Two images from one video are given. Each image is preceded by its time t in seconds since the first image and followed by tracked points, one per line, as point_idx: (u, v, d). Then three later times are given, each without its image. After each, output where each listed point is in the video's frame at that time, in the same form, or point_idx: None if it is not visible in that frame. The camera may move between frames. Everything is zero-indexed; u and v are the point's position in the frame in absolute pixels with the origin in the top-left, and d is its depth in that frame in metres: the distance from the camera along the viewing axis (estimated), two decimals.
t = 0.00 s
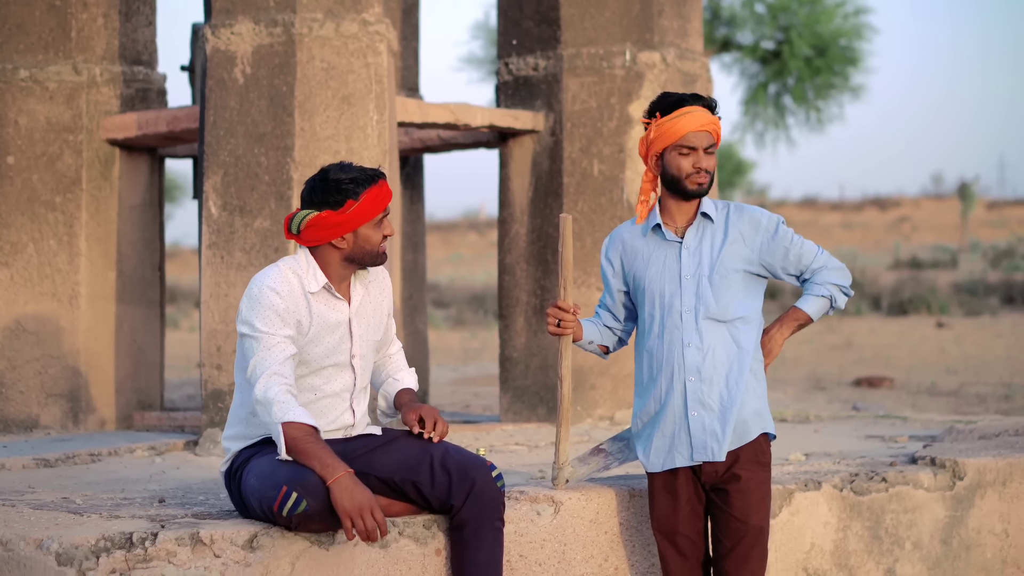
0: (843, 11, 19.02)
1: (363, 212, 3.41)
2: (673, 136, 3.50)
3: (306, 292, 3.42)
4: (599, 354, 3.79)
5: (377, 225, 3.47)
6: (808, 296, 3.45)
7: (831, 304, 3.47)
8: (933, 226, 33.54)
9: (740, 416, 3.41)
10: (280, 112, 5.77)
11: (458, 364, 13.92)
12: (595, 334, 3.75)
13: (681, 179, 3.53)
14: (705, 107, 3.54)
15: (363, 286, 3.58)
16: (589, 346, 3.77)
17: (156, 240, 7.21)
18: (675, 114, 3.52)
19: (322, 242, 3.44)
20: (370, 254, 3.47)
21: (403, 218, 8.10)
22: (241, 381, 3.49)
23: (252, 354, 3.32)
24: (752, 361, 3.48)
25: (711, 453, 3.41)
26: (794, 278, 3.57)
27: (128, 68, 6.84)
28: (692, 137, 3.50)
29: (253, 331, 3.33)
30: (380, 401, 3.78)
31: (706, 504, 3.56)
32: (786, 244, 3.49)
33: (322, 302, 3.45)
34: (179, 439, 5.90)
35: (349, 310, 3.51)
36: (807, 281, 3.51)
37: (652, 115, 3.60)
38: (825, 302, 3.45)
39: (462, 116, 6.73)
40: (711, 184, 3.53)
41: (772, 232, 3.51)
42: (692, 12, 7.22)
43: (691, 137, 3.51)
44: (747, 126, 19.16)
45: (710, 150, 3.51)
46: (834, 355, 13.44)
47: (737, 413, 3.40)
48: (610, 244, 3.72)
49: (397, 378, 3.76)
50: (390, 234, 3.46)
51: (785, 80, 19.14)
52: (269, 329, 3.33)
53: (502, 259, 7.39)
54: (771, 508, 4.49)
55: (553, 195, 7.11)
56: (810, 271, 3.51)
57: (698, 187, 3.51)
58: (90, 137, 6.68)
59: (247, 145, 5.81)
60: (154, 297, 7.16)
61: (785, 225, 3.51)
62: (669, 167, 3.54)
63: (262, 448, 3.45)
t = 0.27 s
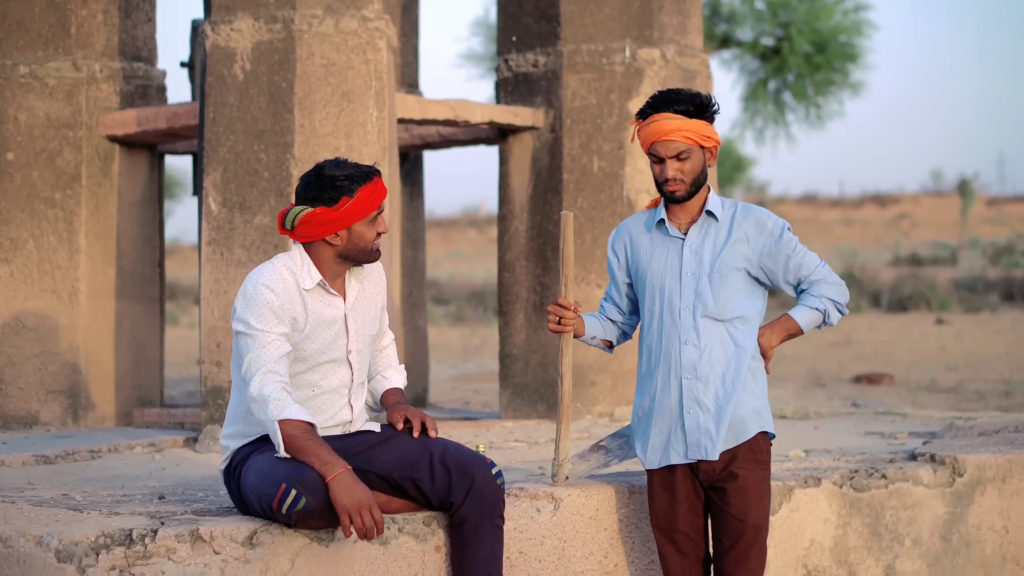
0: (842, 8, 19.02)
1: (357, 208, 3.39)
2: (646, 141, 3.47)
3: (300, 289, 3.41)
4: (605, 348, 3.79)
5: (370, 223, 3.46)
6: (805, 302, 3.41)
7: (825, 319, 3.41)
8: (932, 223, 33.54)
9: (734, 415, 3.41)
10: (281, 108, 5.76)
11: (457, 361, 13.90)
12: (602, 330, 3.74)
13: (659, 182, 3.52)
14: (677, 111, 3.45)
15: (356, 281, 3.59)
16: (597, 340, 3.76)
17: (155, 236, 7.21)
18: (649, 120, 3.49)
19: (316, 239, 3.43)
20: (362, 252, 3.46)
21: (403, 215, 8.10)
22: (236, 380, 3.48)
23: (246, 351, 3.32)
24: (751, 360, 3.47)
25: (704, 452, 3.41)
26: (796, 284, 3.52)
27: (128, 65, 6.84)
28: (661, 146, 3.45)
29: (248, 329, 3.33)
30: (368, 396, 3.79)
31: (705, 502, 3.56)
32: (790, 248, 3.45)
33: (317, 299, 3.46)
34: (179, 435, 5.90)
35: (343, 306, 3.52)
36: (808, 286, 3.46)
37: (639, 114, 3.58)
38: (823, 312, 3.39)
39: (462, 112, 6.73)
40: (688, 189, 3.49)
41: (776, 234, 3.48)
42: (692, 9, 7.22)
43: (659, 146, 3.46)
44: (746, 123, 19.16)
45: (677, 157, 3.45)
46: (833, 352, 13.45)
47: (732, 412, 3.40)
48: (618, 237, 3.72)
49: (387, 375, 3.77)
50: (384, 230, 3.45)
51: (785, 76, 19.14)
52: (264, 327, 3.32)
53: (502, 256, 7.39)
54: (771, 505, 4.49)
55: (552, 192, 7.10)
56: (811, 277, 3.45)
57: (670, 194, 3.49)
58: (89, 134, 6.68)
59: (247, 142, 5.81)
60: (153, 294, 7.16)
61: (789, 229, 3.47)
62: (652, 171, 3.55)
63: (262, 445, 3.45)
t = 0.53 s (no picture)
0: (842, 5, 19.01)
1: (348, 209, 3.40)
2: (648, 143, 3.45)
3: (292, 287, 3.42)
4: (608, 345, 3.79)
5: (363, 224, 3.46)
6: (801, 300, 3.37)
7: (824, 316, 3.36)
8: (932, 220, 33.54)
9: (729, 414, 3.41)
10: (280, 106, 5.76)
11: (457, 358, 13.90)
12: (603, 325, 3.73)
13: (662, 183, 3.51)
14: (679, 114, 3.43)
15: (352, 278, 3.59)
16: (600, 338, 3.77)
17: (155, 233, 7.20)
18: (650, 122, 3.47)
19: (307, 235, 3.44)
20: (354, 251, 3.46)
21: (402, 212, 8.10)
22: (232, 379, 3.49)
23: (240, 349, 3.33)
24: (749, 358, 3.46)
25: (699, 451, 3.42)
26: (795, 283, 3.49)
27: (127, 62, 6.83)
28: (665, 148, 3.43)
29: (241, 329, 3.34)
30: (365, 394, 3.80)
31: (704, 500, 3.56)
32: (788, 246, 3.43)
33: (310, 296, 3.46)
34: (178, 433, 5.90)
35: (337, 303, 3.52)
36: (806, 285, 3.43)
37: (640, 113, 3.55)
38: (819, 312, 3.35)
39: (462, 109, 6.72)
40: (691, 190, 3.48)
41: (774, 232, 3.46)
42: (691, 6, 7.22)
43: (663, 148, 3.44)
44: (746, 120, 19.16)
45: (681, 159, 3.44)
46: (832, 349, 13.45)
47: (727, 410, 3.40)
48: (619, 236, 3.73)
49: (384, 373, 3.77)
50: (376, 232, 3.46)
51: (784, 73, 19.13)
52: (258, 326, 3.33)
53: (501, 253, 7.39)
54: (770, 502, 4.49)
55: (552, 189, 7.10)
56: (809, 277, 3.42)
57: (673, 195, 3.48)
58: (89, 131, 6.67)
59: (246, 139, 5.81)
60: (153, 291, 7.16)
61: (789, 226, 3.44)
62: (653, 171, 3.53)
63: (259, 443, 3.45)
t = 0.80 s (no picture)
0: (842, 4, 19.01)
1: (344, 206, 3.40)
2: (658, 142, 3.43)
3: (290, 286, 3.42)
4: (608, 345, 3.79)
5: (360, 221, 3.47)
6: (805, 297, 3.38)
7: (827, 311, 3.38)
8: (932, 219, 33.53)
9: (736, 414, 3.41)
10: (280, 104, 5.76)
11: (457, 357, 13.90)
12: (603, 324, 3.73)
13: (665, 184, 3.50)
14: (693, 115, 3.43)
15: (349, 277, 3.60)
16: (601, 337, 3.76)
17: (155, 232, 7.20)
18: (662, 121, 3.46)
19: (303, 234, 3.44)
20: (352, 249, 3.47)
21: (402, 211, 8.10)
22: (230, 380, 3.49)
23: (239, 348, 3.33)
24: (754, 356, 3.46)
25: (708, 452, 3.41)
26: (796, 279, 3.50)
27: (127, 60, 6.83)
28: (675, 147, 3.42)
29: (239, 328, 3.34)
30: (364, 394, 3.80)
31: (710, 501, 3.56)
32: (788, 242, 3.43)
33: (308, 295, 3.46)
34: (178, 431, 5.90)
35: (335, 301, 3.52)
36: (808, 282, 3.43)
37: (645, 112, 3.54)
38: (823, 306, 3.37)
39: (461, 108, 6.72)
40: (696, 193, 3.48)
41: (774, 228, 3.46)
42: (691, 5, 7.22)
43: (674, 148, 3.43)
44: (746, 119, 19.15)
45: (692, 161, 3.43)
46: (832, 348, 13.45)
47: (733, 410, 3.40)
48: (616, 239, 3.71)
49: (383, 373, 3.77)
50: (373, 229, 3.46)
51: (784, 72, 19.13)
52: (257, 325, 3.33)
53: (502, 252, 7.39)
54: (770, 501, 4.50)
55: (552, 188, 7.10)
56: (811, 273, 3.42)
57: (678, 196, 3.47)
58: (88, 130, 6.67)
59: (246, 138, 5.81)
60: (152, 290, 7.16)
61: (788, 222, 3.45)
62: (657, 170, 3.52)
63: (258, 443, 3.45)
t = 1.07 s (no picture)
0: (842, 4, 19.01)
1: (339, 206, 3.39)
2: (660, 143, 3.41)
3: (291, 286, 3.42)
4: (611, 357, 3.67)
5: (358, 219, 3.46)
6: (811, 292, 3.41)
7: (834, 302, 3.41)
8: (932, 219, 33.53)
9: (762, 416, 3.41)
10: (280, 105, 5.76)
11: (457, 357, 13.90)
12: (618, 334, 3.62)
13: (663, 186, 3.48)
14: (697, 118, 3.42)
15: (349, 276, 3.60)
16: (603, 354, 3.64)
17: (155, 233, 7.20)
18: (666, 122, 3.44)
19: (301, 239, 3.44)
20: (353, 246, 3.46)
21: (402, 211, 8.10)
22: (230, 380, 3.49)
23: (240, 349, 3.33)
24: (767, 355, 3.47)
25: (736, 455, 3.39)
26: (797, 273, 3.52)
27: (127, 61, 6.82)
28: (679, 148, 3.41)
29: (240, 329, 3.33)
30: (365, 395, 3.80)
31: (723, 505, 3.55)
32: (789, 237, 3.45)
33: (308, 295, 3.46)
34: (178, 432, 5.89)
35: (335, 301, 3.52)
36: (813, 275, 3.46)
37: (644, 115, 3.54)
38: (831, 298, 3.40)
39: (461, 109, 6.71)
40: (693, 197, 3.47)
41: (776, 223, 3.47)
42: (691, 5, 7.22)
43: (677, 149, 3.41)
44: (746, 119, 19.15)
45: (695, 163, 3.42)
46: (832, 348, 13.45)
47: (757, 413, 3.40)
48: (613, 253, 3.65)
49: (383, 373, 3.77)
50: (372, 224, 3.46)
51: (784, 72, 19.12)
52: (258, 325, 3.33)
53: (502, 253, 7.39)
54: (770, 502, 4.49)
55: (552, 188, 7.09)
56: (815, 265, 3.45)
57: (676, 199, 3.46)
58: (88, 130, 6.67)
59: (246, 138, 5.81)
60: (152, 290, 7.16)
61: (788, 217, 3.46)
62: (656, 172, 3.49)
63: (257, 443, 3.45)
